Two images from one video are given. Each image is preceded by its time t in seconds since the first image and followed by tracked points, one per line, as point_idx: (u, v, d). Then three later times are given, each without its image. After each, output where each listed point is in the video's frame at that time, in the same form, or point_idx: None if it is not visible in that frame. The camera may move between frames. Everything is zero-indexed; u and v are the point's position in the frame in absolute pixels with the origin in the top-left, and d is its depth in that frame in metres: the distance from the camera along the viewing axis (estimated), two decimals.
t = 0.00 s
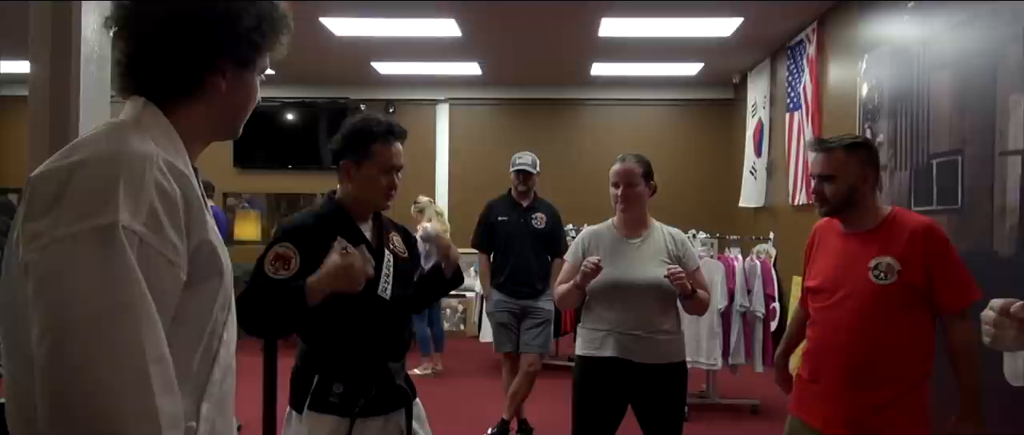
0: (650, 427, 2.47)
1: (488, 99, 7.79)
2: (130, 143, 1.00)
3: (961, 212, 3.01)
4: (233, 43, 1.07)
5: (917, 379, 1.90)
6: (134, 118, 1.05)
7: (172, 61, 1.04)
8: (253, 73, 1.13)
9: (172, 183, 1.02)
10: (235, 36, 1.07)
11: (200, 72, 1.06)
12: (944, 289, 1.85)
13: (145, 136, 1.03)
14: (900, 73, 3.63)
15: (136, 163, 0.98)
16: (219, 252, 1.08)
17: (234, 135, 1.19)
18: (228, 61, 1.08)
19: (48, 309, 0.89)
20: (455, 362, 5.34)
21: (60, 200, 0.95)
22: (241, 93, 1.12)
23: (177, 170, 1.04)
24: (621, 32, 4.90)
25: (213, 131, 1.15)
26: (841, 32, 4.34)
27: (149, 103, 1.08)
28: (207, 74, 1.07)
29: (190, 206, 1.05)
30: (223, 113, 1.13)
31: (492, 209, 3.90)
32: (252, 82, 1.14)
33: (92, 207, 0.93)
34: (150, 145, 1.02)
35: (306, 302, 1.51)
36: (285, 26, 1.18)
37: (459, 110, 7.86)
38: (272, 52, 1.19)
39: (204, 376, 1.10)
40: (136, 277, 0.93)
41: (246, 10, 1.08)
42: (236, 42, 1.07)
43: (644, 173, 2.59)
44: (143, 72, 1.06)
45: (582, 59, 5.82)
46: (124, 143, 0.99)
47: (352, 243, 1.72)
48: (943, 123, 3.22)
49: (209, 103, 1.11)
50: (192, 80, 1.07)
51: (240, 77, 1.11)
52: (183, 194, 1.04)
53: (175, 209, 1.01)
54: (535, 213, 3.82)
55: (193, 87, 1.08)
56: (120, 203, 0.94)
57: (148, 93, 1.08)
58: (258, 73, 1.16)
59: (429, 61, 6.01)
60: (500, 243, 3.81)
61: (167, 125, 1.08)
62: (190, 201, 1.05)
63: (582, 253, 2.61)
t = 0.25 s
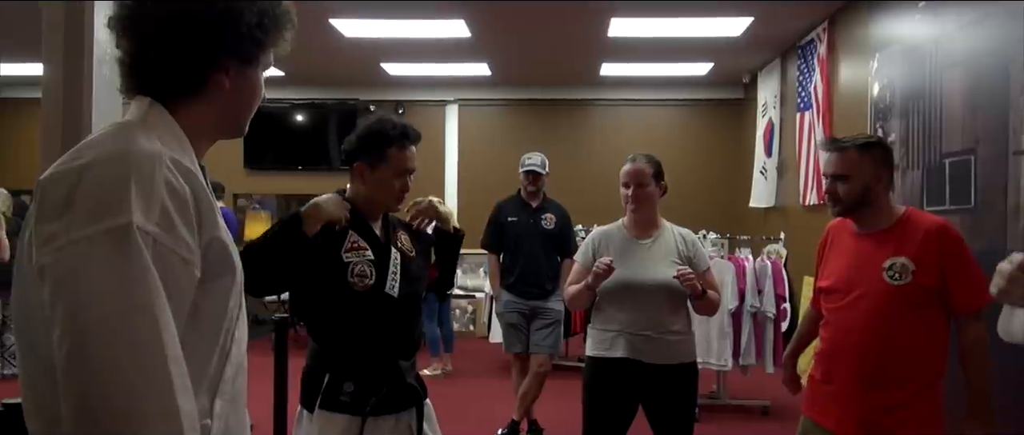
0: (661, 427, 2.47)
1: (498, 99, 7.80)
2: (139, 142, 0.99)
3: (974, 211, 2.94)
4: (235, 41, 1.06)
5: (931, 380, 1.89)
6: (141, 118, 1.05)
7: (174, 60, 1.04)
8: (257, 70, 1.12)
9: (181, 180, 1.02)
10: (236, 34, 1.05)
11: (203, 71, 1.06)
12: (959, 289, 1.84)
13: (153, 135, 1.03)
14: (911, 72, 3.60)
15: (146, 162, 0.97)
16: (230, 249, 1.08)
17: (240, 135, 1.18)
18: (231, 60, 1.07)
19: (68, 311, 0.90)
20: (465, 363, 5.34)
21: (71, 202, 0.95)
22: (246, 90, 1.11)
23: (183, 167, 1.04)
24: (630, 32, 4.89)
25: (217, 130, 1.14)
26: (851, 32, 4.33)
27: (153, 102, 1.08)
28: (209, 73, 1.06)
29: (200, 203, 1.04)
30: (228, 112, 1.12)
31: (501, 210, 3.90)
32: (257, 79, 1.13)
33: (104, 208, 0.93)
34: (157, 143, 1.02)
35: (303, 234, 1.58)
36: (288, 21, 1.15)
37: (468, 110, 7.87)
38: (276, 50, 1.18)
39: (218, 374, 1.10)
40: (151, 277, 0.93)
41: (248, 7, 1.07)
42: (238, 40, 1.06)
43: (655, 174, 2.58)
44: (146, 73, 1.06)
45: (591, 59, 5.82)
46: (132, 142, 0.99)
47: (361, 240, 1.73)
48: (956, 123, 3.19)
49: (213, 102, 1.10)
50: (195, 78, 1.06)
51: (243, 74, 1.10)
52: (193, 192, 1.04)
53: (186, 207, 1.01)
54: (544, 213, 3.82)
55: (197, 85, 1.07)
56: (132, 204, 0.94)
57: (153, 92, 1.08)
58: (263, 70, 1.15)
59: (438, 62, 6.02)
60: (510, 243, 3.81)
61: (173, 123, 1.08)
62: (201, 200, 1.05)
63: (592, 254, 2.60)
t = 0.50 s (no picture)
0: (672, 428, 2.46)
1: (507, 100, 7.81)
2: (150, 141, 0.99)
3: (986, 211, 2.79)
4: (244, 38, 1.06)
5: (946, 381, 1.87)
6: (152, 117, 1.06)
7: (185, 60, 1.04)
8: (267, 67, 1.12)
9: (192, 179, 1.02)
10: (245, 31, 1.06)
11: (213, 71, 1.06)
12: (973, 290, 1.82)
13: (164, 134, 1.03)
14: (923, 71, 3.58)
15: (157, 162, 0.97)
16: (243, 247, 1.08)
17: (251, 133, 1.18)
18: (241, 57, 1.07)
19: (81, 309, 0.91)
20: (475, 363, 5.34)
21: (83, 202, 0.95)
22: (256, 88, 1.11)
23: (194, 165, 1.03)
24: (639, 32, 4.89)
25: (226, 129, 1.13)
26: (862, 31, 4.31)
27: (164, 101, 1.08)
28: (219, 71, 1.06)
29: (212, 202, 1.04)
30: (236, 112, 1.11)
31: (511, 210, 3.90)
32: (266, 77, 1.13)
33: (116, 207, 0.94)
34: (169, 142, 1.02)
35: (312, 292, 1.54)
36: (298, 18, 1.16)
37: (477, 111, 7.88)
38: (285, 47, 1.18)
39: (234, 372, 1.10)
40: (162, 275, 0.93)
41: (254, 5, 1.07)
42: (247, 38, 1.06)
43: (666, 174, 2.58)
44: (156, 73, 1.06)
45: (600, 59, 5.82)
46: (143, 141, 0.99)
47: (371, 244, 1.73)
48: (969, 122, 3.16)
49: (223, 101, 1.10)
50: (205, 77, 1.06)
51: (253, 72, 1.10)
52: (205, 190, 1.03)
53: (198, 205, 1.01)
54: (554, 214, 3.82)
55: (207, 84, 1.07)
56: (143, 202, 0.94)
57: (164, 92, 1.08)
58: (273, 68, 1.15)
59: (447, 62, 6.02)
60: (519, 244, 3.80)
61: (184, 123, 1.07)
62: (213, 197, 1.04)
63: (602, 255, 2.60)
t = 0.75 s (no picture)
0: (686, 430, 2.45)
1: (519, 100, 7.81)
2: (170, 143, 1.00)
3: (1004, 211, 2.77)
4: (260, 36, 1.06)
5: (965, 382, 1.86)
6: (172, 119, 1.06)
7: (203, 62, 1.05)
8: (285, 66, 1.12)
9: (213, 181, 1.03)
10: (260, 29, 1.06)
11: (231, 71, 1.06)
12: (992, 290, 1.81)
13: (186, 136, 1.03)
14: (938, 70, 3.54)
15: (178, 165, 0.98)
16: (262, 248, 1.08)
17: (269, 135, 1.19)
18: (259, 55, 1.07)
19: (104, 307, 0.91)
20: (487, 364, 5.35)
21: (104, 203, 0.96)
22: (274, 88, 1.11)
23: (214, 168, 1.04)
24: (652, 32, 4.88)
25: (247, 129, 1.14)
26: (876, 30, 4.28)
27: (183, 103, 1.09)
28: (237, 71, 1.07)
29: (231, 203, 1.05)
30: (253, 113, 1.12)
31: (523, 211, 3.89)
32: (285, 77, 1.13)
33: (138, 207, 0.94)
34: (190, 145, 1.02)
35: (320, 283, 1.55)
36: (313, 14, 1.15)
37: (489, 112, 7.89)
38: (301, 44, 1.18)
39: (253, 373, 1.11)
40: (183, 276, 0.94)
41: (269, 3, 1.08)
42: (262, 37, 1.06)
43: (679, 174, 2.57)
44: (175, 74, 1.07)
45: (612, 60, 5.81)
46: (163, 142, 1.00)
47: (387, 245, 1.74)
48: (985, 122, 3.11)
49: (242, 100, 1.10)
50: (224, 77, 1.07)
51: (272, 70, 1.10)
52: (226, 193, 1.04)
53: (218, 207, 1.02)
54: (567, 215, 3.81)
55: (225, 85, 1.07)
56: (165, 204, 0.95)
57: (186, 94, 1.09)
58: (291, 69, 1.16)
59: (460, 63, 6.04)
60: (532, 245, 3.80)
61: (204, 124, 1.08)
62: (233, 199, 1.05)
63: (615, 255, 2.59)
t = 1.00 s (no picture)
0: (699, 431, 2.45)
1: (531, 101, 7.81)
2: (179, 145, 1.01)
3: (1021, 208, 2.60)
4: (281, 41, 1.05)
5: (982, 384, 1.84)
6: (187, 123, 1.07)
7: (222, 64, 1.05)
8: (306, 71, 1.12)
9: (215, 178, 1.02)
10: (281, 33, 1.05)
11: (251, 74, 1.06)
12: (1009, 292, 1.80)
13: (196, 140, 1.04)
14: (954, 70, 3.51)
15: (180, 161, 0.99)
16: (274, 248, 1.08)
17: (289, 138, 1.19)
18: (279, 61, 1.07)
19: (112, 308, 0.92)
20: (500, 365, 5.36)
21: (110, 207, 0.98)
22: (294, 92, 1.11)
23: (216, 166, 1.03)
24: (663, 33, 4.88)
25: (266, 133, 1.15)
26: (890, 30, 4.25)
27: (199, 108, 1.10)
28: (259, 74, 1.07)
29: (239, 201, 1.04)
30: (273, 115, 1.12)
31: (536, 212, 3.90)
32: (306, 83, 1.13)
33: (142, 209, 0.95)
34: (195, 147, 1.03)
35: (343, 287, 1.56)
36: (335, 23, 1.14)
37: (501, 113, 7.89)
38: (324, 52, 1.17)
39: (270, 372, 1.11)
40: (186, 278, 0.94)
41: (293, 7, 1.06)
42: (286, 42, 1.06)
43: (692, 175, 2.56)
44: (194, 77, 1.08)
45: (624, 60, 5.81)
46: (171, 145, 1.01)
47: (401, 246, 1.74)
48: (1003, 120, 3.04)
49: (263, 104, 1.11)
50: (245, 80, 1.07)
51: (293, 76, 1.10)
52: (229, 190, 1.03)
53: (222, 205, 1.01)
54: (579, 216, 3.81)
55: (245, 88, 1.08)
56: (166, 206, 0.96)
57: (199, 98, 1.10)
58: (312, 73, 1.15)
59: (471, 64, 6.05)
60: (544, 247, 3.80)
61: (220, 130, 1.09)
62: (244, 199, 1.05)
63: (628, 255, 2.59)
